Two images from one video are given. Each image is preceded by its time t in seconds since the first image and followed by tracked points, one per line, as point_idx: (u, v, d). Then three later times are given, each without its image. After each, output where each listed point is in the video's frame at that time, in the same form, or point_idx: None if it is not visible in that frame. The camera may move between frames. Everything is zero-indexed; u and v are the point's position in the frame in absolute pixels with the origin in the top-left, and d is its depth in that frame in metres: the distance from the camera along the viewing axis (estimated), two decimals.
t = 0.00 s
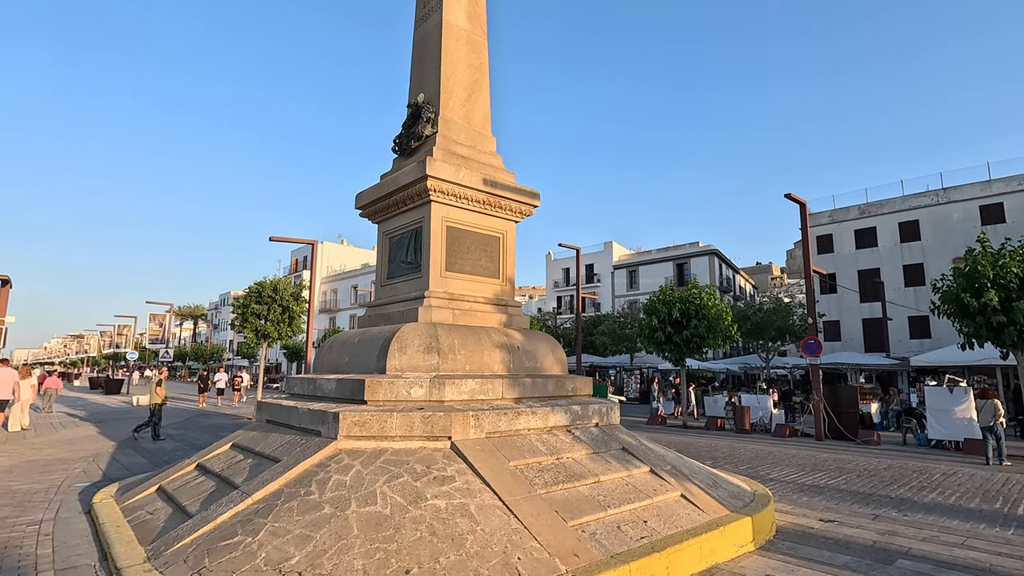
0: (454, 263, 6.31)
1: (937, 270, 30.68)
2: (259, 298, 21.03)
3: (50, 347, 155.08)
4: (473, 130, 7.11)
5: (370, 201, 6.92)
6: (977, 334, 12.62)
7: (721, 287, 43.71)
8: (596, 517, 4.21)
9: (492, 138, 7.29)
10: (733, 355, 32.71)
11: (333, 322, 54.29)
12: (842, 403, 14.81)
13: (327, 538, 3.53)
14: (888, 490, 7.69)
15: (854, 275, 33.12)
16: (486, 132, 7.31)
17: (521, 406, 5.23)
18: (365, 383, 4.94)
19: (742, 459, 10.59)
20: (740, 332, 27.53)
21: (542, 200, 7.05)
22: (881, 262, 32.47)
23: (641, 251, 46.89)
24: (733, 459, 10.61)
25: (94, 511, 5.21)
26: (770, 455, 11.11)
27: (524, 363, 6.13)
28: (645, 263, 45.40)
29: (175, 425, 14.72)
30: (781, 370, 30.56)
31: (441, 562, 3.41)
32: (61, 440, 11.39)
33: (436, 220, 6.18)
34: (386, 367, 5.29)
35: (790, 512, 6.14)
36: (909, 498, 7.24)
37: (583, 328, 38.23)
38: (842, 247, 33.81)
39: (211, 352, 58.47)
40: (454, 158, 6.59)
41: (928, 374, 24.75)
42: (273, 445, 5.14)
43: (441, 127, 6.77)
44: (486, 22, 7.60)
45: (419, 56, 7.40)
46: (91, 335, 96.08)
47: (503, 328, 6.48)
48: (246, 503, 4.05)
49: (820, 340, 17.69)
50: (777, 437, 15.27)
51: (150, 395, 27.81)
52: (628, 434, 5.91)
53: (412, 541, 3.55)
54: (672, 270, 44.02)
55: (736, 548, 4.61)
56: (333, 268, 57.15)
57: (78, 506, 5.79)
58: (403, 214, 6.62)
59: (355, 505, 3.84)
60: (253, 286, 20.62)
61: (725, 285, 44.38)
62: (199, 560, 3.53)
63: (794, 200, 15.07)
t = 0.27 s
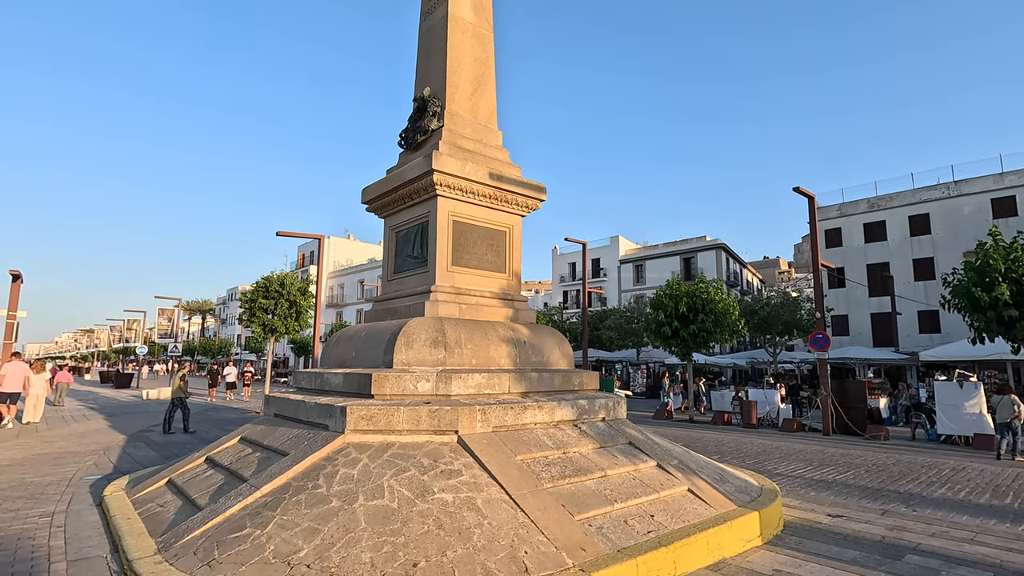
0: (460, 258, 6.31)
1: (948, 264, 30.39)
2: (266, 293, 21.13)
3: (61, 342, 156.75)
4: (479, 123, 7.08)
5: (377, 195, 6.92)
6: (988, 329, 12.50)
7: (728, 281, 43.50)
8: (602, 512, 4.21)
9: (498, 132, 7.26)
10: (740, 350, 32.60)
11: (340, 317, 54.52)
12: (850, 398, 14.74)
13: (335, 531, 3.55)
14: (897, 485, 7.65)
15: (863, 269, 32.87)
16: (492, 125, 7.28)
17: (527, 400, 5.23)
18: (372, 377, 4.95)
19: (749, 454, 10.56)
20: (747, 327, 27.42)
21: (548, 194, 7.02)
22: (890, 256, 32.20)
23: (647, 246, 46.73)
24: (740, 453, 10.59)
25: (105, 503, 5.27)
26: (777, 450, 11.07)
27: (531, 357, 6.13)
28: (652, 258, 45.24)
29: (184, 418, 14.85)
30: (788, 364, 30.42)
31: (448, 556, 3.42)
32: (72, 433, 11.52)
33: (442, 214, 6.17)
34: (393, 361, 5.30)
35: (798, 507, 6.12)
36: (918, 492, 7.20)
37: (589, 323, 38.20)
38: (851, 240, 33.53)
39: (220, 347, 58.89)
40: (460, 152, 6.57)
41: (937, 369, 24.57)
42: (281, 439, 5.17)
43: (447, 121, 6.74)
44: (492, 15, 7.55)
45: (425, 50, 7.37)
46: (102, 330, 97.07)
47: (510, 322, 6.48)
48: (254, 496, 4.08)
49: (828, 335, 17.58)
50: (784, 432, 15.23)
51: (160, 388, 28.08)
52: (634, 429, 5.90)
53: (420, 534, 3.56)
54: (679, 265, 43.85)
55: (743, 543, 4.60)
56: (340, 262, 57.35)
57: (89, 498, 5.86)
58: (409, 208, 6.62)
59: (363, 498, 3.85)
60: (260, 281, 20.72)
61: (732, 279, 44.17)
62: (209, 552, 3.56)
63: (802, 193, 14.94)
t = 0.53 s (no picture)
0: (466, 254, 6.29)
1: (958, 259, 30.10)
2: (272, 290, 21.20)
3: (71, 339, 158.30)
4: (484, 119, 7.05)
5: (383, 191, 6.90)
6: (999, 325, 12.35)
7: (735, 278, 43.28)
8: (610, 508, 4.19)
9: (504, 128, 7.22)
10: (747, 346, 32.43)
11: (346, 314, 54.69)
12: (858, 395, 14.63)
13: (342, 527, 3.55)
14: (906, 483, 7.58)
15: (871, 265, 32.60)
16: (498, 121, 7.24)
17: (534, 397, 5.21)
18: (378, 373, 4.95)
19: (757, 451, 10.50)
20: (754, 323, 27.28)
21: (554, 190, 6.99)
22: (899, 252, 31.92)
23: (653, 242, 46.55)
24: (747, 450, 10.54)
25: (113, 498, 5.30)
26: (785, 447, 11.01)
27: (537, 354, 6.10)
28: (658, 254, 45.06)
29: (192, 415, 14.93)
30: (796, 361, 30.24)
31: (454, 552, 3.40)
32: (81, 430, 11.61)
33: (447, 210, 6.15)
34: (399, 357, 5.29)
35: (806, 504, 6.07)
36: (927, 490, 7.14)
37: (595, 319, 38.11)
38: (859, 236, 33.26)
39: (227, 344, 59.21)
40: (466, 147, 6.54)
41: (947, 365, 24.36)
42: (288, 435, 5.18)
43: (453, 116, 6.71)
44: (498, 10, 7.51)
45: (430, 45, 7.34)
46: (110, 327, 97.95)
47: (516, 319, 6.45)
48: (261, 492, 4.08)
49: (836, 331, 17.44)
50: (792, 429, 15.13)
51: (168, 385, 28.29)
52: (641, 425, 5.87)
53: (426, 530, 3.56)
54: (685, 261, 43.67)
55: (752, 540, 4.56)
56: (346, 260, 57.50)
57: (98, 494, 5.89)
58: (415, 204, 6.60)
59: (369, 494, 3.84)
60: (267, 278, 20.79)
61: (739, 276, 43.94)
62: (216, 547, 3.56)
63: (810, 188, 14.83)
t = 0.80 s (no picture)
0: (471, 253, 6.27)
1: (966, 259, 29.86)
2: (278, 290, 21.26)
3: (79, 339, 159.34)
4: (489, 118, 7.02)
5: (387, 190, 6.89)
6: (1009, 325, 12.24)
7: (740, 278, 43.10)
8: (616, 509, 4.16)
9: (509, 127, 7.19)
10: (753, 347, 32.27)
11: (351, 314, 54.79)
12: (866, 395, 14.52)
13: (346, 527, 3.53)
14: (916, 484, 7.50)
15: (878, 265, 32.39)
16: (502, 120, 7.22)
17: (539, 397, 5.18)
18: (383, 372, 4.93)
19: (763, 451, 10.43)
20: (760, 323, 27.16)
21: (560, 189, 6.95)
22: (906, 251, 31.69)
23: (658, 242, 46.43)
24: (754, 451, 10.47)
25: (119, 498, 5.31)
26: (792, 447, 10.93)
27: (542, 353, 6.07)
28: (663, 254, 44.93)
29: (198, 414, 14.97)
30: (802, 361, 30.07)
31: (459, 553, 3.38)
32: (88, 429, 11.66)
33: (452, 209, 6.13)
34: (404, 356, 5.27)
35: (815, 506, 6.01)
36: (937, 492, 7.06)
37: (600, 320, 38.05)
38: (866, 236, 33.06)
39: (232, 344, 59.45)
40: (471, 147, 6.53)
41: (956, 366, 24.16)
42: (293, 435, 5.17)
43: (458, 115, 6.69)
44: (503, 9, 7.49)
45: (435, 44, 7.32)
46: (118, 328, 98.53)
47: (521, 318, 6.43)
48: (265, 492, 4.07)
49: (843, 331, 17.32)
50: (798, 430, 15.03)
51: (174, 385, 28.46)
52: (648, 426, 5.83)
53: (431, 531, 3.53)
54: (690, 261, 43.52)
55: (760, 541, 4.52)
56: (351, 260, 57.63)
57: (104, 493, 5.91)
58: (420, 203, 6.58)
59: (374, 494, 3.82)
60: (272, 278, 20.85)
61: (745, 276, 43.75)
62: (221, 546, 3.55)
63: (818, 187, 14.73)
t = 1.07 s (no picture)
0: (475, 256, 6.25)
1: (973, 261, 29.67)
2: (282, 293, 21.30)
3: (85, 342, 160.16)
4: (493, 121, 7.02)
5: (391, 193, 6.89)
6: (1017, 327, 12.15)
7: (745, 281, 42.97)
8: (622, 513, 4.13)
9: (513, 129, 7.18)
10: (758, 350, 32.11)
11: (355, 317, 54.87)
12: (873, 398, 14.42)
13: (351, 531, 3.51)
14: (924, 488, 7.42)
15: (884, 268, 32.22)
16: (507, 123, 7.22)
17: (544, 400, 5.15)
18: (388, 375, 4.92)
19: (769, 455, 10.36)
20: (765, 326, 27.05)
21: (564, 191, 6.94)
22: (913, 254, 31.51)
23: (662, 245, 46.34)
24: (760, 454, 10.39)
25: (124, 500, 5.30)
26: (798, 451, 10.85)
27: (547, 356, 6.05)
28: (667, 257, 44.83)
29: (202, 417, 14.99)
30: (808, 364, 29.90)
31: (465, 557, 3.36)
32: (93, 432, 11.70)
33: (457, 212, 6.13)
34: (408, 359, 5.26)
35: (822, 510, 5.95)
36: (946, 496, 6.99)
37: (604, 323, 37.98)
38: (872, 238, 32.90)
39: (237, 347, 59.65)
40: (475, 149, 6.52)
41: (963, 369, 23.96)
42: (297, 437, 5.16)
43: (462, 118, 6.69)
44: (507, 12, 7.50)
45: (439, 47, 7.33)
46: (124, 330, 98.98)
47: (525, 321, 6.41)
48: (270, 495, 4.06)
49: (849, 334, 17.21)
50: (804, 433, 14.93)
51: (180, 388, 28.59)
52: (653, 429, 5.80)
53: (436, 535, 3.51)
54: (694, 264, 43.40)
55: (767, 546, 4.48)
56: (355, 263, 57.76)
57: (109, 496, 5.91)
58: (424, 205, 6.57)
59: (378, 498, 3.81)
60: (277, 281, 20.90)
61: (749, 278, 43.59)
62: (225, 550, 3.54)
63: (823, 189, 14.67)
